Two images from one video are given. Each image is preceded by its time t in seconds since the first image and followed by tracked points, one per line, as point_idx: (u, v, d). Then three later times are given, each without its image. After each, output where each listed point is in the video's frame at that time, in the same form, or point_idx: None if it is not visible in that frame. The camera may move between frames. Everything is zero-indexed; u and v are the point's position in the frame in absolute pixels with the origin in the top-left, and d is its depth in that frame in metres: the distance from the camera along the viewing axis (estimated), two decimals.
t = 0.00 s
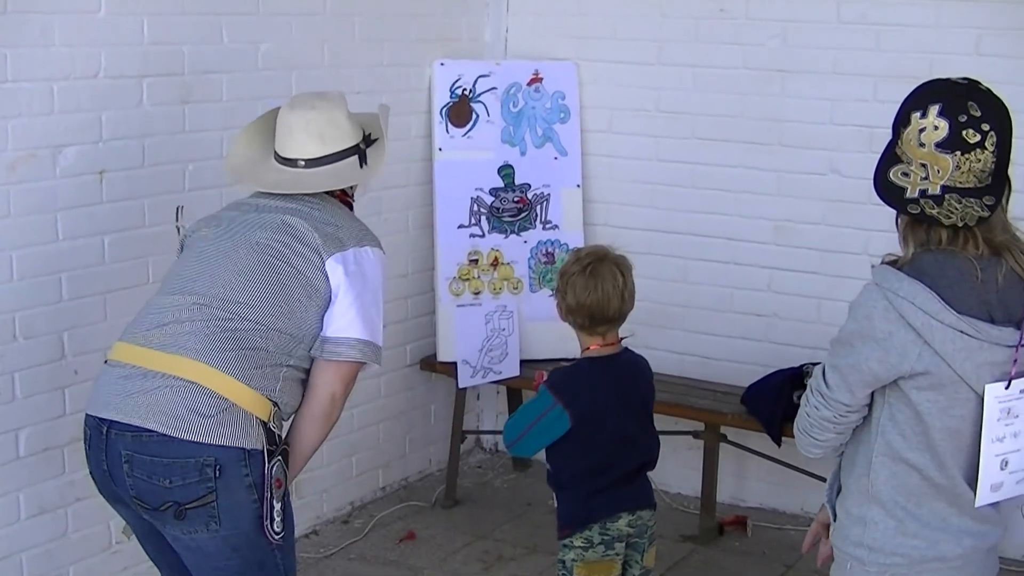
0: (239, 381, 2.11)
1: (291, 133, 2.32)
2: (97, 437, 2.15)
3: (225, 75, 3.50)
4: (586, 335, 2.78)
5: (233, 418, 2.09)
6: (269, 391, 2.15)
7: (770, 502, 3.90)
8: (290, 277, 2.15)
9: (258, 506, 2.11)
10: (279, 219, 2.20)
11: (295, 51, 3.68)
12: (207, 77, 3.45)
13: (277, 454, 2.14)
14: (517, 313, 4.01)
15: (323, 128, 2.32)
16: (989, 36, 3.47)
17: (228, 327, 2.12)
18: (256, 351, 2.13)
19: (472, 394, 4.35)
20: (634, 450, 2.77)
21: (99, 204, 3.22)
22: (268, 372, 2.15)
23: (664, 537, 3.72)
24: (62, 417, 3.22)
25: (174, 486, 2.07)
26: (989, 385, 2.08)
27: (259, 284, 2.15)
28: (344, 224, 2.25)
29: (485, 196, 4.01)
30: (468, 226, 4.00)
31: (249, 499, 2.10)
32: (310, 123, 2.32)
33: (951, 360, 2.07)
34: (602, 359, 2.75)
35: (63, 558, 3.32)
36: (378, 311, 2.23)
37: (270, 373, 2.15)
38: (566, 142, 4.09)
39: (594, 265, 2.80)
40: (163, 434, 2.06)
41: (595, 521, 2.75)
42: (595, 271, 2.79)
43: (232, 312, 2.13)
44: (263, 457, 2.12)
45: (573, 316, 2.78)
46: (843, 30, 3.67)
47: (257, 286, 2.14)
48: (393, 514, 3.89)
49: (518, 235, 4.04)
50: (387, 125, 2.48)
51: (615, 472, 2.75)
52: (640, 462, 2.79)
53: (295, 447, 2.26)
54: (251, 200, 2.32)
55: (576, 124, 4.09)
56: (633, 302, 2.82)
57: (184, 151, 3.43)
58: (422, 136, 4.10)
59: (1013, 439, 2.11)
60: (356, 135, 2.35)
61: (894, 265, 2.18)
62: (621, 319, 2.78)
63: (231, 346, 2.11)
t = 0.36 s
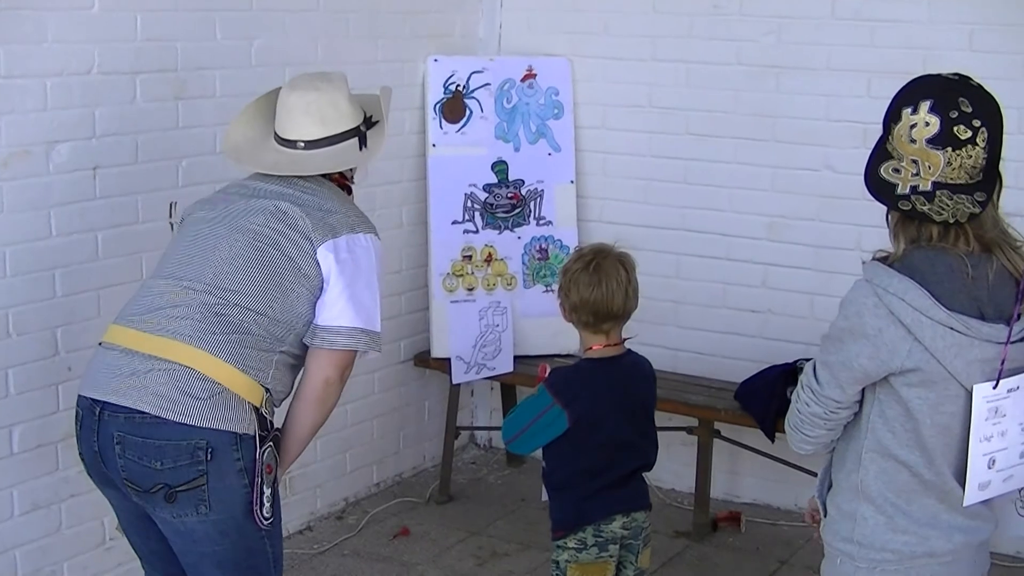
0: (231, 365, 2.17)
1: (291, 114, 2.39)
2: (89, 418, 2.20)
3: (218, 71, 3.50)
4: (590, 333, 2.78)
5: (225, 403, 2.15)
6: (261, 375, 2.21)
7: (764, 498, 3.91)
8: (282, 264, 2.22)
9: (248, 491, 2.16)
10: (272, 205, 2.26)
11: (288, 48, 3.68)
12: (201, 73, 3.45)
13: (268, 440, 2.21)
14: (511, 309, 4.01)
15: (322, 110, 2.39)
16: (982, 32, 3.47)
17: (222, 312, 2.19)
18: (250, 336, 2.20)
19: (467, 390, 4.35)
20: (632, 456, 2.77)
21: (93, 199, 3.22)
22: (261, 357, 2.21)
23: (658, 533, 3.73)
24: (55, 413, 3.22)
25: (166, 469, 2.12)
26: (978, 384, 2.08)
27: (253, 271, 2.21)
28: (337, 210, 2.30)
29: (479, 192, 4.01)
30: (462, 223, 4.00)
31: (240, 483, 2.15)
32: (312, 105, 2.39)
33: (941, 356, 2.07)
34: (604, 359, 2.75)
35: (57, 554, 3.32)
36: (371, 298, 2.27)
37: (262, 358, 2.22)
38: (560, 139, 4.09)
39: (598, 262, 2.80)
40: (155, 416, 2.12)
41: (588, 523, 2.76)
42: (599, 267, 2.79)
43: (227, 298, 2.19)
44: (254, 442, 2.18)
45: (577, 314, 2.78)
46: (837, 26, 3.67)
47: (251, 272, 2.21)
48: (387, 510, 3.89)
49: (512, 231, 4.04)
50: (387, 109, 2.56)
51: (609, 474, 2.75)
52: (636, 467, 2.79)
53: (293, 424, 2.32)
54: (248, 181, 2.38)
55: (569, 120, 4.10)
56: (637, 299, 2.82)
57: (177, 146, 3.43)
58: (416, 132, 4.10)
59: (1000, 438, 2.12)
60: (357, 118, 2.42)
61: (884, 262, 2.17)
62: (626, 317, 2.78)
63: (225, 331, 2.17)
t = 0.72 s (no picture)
0: (231, 353, 2.18)
1: (288, 108, 2.41)
2: (87, 406, 2.22)
3: (213, 69, 3.50)
4: (591, 330, 2.78)
5: (223, 391, 2.16)
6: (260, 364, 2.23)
7: (761, 494, 3.91)
8: (280, 252, 2.24)
9: (241, 481, 2.17)
10: (270, 194, 2.28)
11: (283, 46, 3.68)
12: (196, 71, 3.45)
13: (265, 431, 2.23)
14: (507, 306, 4.02)
15: (319, 104, 2.41)
16: (976, 26, 3.47)
17: (221, 301, 2.20)
18: (249, 325, 2.22)
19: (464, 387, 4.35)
20: (631, 455, 2.77)
21: (89, 199, 3.22)
22: (260, 346, 2.23)
23: (656, 529, 3.73)
24: (53, 412, 3.22)
25: (160, 454, 2.13)
26: (968, 382, 2.08)
27: (252, 260, 2.23)
28: (335, 200, 2.33)
29: (475, 189, 4.01)
30: (458, 220, 3.99)
31: (234, 474, 2.17)
32: (307, 99, 2.41)
33: (930, 351, 2.07)
34: (605, 357, 2.74)
35: (55, 554, 3.32)
36: (369, 287, 2.31)
37: (261, 347, 2.23)
38: (556, 135, 4.09)
39: (598, 257, 2.80)
40: (152, 402, 2.14)
41: (586, 522, 2.76)
42: (599, 263, 2.79)
43: (226, 287, 2.21)
44: (251, 433, 2.19)
45: (579, 310, 2.78)
46: (831, 20, 3.66)
47: (249, 261, 2.22)
48: (384, 508, 3.89)
49: (509, 229, 4.04)
50: (384, 103, 2.58)
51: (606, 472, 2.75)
52: (635, 467, 2.79)
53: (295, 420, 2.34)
54: (250, 173, 2.42)
55: (564, 116, 4.10)
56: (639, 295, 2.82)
57: (173, 145, 3.43)
58: (412, 130, 4.10)
59: (992, 436, 2.10)
60: (354, 112, 2.44)
61: (875, 255, 2.18)
62: (627, 314, 2.78)
63: (225, 319, 2.19)
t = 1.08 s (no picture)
0: (233, 355, 2.22)
1: (292, 113, 2.47)
2: (87, 408, 2.24)
3: (213, 69, 3.50)
4: (595, 332, 2.78)
5: (225, 393, 2.19)
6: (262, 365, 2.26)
7: (761, 493, 3.91)
8: (282, 256, 2.27)
9: (244, 484, 2.20)
10: (272, 198, 2.32)
11: (282, 45, 3.68)
12: (195, 71, 3.46)
13: (267, 434, 2.27)
14: (507, 305, 4.02)
15: (323, 109, 2.47)
16: (975, 25, 3.47)
17: (223, 303, 2.24)
18: (251, 327, 2.25)
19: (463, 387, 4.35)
20: (632, 457, 2.77)
21: (88, 198, 3.22)
22: (261, 348, 2.26)
23: (657, 528, 3.73)
24: (52, 412, 3.22)
25: (162, 458, 2.16)
26: (956, 383, 2.08)
27: (255, 263, 2.26)
28: (336, 203, 2.37)
29: (474, 188, 4.01)
30: (457, 219, 4.00)
31: (236, 477, 2.20)
32: (312, 103, 2.48)
33: (915, 349, 2.08)
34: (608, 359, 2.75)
35: (54, 552, 3.32)
36: (373, 289, 2.34)
37: (262, 350, 2.27)
38: (556, 134, 4.09)
39: (604, 258, 2.79)
40: (154, 405, 2.16)
41: (585, 523, 2.76)
42: (605, 264, 2.79)
43: (229, 289, 2.25)
44: (253, 435, 2.22)
45: (583, 311, 2.78)
46: (831, 20, 3.66)
47: (252, 264, 2.26)
48: (382, 508, 3.89)
49: (509, 228, 4.04)
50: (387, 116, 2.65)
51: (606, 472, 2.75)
52: (636, 468, 2.79)
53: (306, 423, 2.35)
54: (253, 177, 2.47)
55: (564, 116, 4.10)
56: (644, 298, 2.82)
57: (172, 145, 3.43)
58: (411, 129, 4.10)
59: (982, 439, 2.10)
60: (356, 120, 2.51)
61: (863, 253, 2.19)
62: (633, 316, 2.78)
63: (227, 321, 2.23)
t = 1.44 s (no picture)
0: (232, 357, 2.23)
1: (294, 119, 2.49)
2: (87, 411, 2.25)
3: (213, 70, 3.50)
4: (598, 334, 2.78)
5: (224, 396, 2.20)
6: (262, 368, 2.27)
7: (761, 494, 3.91)
8: (283, 259, 2.29)
9: (243, 488, 2.21)
10: (274, 202, 2.34)
11: (282, 45, 3.68)
12: (195, 72, 3.46)
13: (267, 437, 2.28)
14: (507, 306, 4.02)
15: (325, 116, 2.49)
16: (975, 26, 3.47)
17: (223, 305, 2.25)
18: (251, 329, 2.26)
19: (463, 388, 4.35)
20: (631, 459, 2.76)
21: (89, 199, 3.22)
22: (262, 350, 2.27)
23: (657, 529, 3.73)
24: (53, 413, 3.22)
25: (161, 461, 2.17)
26: (966, 389, 2.08)
27: (256, 265, 2.28)
28: (338, 207, 2.38)
29: (474, 189, 4.01)
30: (458, 220, 4.00)
31: (235, 480, 2.21)
32: (314, 109, 2.50)
33: (902, 352, 2.08)
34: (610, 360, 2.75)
35: (55, 553, 3.32)
36: (377, 291, 2.35)
37: (263, 352, 2.28)
38: (556, 135, 4.09)
39: (606, 261, 2.80)
40: (153, 408, 2.17)
41: (586, 526, 2.76)
42: (608, 266, 2.80)
43: (229, 292, 2.26)
44: (252, 438, 2.23)
45: (585, 314, 2.78)
46: (831, 21, 3.66)
47: (253, 267, 2.28)
48: (383, 509, 3.89)
49: (509, 229, 4.04)
50: (388, 127, 2.67)
51: (605, 474, 2.75)
52: (636, 471, 2.78)
53: (297, 419, 2.38)
54: (255, 181, 2.48)
55: (564, 117, 4.10)
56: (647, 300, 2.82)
57: (172, 146, 3.43)
58: (411, 130, 4.10)
59: (993, 449, 2.09)
60: (357, 128, 2.53)
61: (854, 255, 2.18)
62: (636, 318, 2.78)
63: (228, 323, 2.24)
